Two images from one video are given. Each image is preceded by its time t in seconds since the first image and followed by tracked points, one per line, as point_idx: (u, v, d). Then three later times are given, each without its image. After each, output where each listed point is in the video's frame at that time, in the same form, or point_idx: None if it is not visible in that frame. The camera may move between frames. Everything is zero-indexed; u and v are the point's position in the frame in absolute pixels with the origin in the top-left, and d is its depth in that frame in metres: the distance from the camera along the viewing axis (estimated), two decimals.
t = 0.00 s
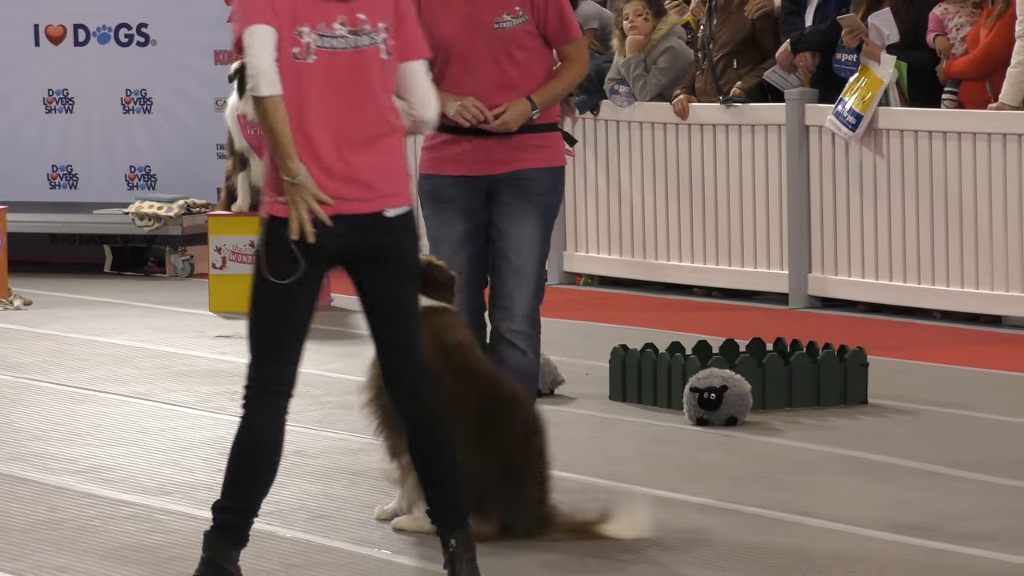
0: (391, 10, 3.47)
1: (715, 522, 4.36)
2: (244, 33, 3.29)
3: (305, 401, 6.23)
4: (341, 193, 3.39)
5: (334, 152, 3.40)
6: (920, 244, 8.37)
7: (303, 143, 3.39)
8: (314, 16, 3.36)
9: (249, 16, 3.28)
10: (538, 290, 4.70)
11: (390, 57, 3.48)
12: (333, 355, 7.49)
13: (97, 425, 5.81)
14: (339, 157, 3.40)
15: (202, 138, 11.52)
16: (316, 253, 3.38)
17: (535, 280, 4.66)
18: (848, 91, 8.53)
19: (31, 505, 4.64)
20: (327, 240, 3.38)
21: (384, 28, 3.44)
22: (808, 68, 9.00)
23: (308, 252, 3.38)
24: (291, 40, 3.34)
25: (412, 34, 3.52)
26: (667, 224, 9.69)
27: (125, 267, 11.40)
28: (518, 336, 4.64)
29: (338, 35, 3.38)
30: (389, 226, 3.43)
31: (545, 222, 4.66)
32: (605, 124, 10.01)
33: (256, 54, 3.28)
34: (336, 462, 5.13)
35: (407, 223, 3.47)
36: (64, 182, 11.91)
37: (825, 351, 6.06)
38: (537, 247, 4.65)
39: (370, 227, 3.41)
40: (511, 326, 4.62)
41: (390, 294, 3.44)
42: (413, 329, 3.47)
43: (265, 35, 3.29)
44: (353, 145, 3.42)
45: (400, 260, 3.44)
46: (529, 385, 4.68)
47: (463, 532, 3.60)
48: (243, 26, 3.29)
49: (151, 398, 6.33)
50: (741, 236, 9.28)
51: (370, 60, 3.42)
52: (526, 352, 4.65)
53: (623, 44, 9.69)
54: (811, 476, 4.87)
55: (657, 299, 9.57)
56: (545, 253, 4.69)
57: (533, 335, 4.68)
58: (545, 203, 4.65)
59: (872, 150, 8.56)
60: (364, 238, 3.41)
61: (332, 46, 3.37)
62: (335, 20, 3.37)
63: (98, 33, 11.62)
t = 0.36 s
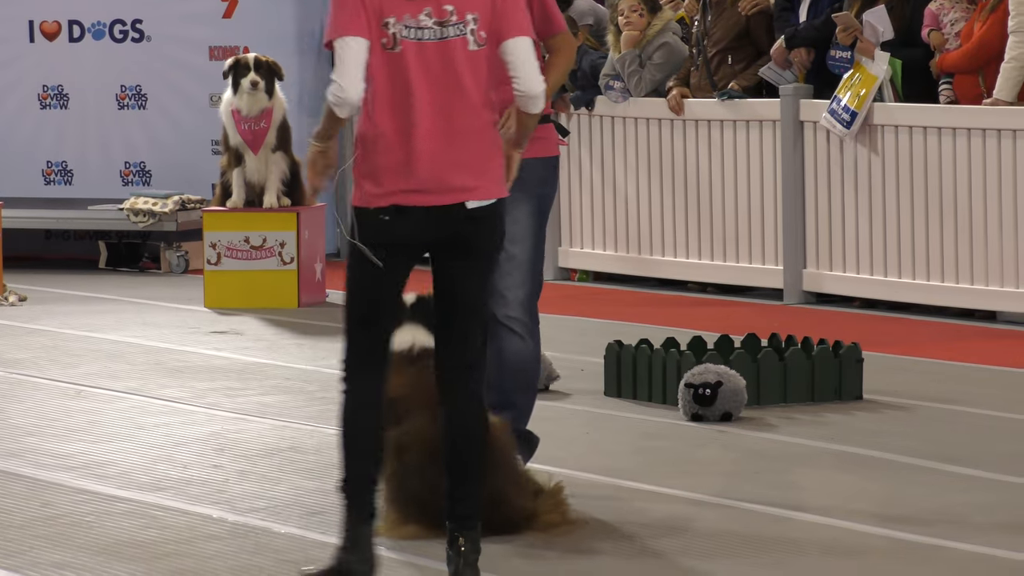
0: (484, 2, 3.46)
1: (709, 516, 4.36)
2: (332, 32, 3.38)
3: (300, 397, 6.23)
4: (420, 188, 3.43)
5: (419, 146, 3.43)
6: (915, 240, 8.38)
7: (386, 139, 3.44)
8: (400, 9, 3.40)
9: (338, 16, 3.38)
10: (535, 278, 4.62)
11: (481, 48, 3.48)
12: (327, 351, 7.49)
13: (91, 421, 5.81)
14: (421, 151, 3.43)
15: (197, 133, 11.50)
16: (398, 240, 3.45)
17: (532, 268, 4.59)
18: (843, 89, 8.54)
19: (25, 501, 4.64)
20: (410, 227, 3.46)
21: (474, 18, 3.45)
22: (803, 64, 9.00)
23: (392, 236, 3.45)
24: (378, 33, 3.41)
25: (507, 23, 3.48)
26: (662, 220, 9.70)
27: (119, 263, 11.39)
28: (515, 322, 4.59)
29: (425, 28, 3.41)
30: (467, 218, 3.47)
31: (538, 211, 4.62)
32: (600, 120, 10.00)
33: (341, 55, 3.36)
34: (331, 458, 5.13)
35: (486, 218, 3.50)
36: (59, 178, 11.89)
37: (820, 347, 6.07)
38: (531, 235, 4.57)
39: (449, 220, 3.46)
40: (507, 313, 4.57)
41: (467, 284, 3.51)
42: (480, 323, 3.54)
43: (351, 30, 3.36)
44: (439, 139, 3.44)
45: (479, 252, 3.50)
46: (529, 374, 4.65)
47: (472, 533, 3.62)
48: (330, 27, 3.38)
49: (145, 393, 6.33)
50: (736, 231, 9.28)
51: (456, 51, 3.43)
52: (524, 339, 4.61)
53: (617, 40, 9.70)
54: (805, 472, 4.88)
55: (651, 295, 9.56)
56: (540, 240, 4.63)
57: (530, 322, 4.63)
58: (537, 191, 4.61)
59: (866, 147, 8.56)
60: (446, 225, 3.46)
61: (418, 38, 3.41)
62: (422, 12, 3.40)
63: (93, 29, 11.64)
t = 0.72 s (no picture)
0: (502, 8, 3.62)
1: (709, 512, 4.36)
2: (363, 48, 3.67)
3: (298, 393, 6.23)
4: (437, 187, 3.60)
5: (440, 148, 3.63)
6: (912, 235, 8.39)
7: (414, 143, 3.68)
8: (422, 18, 3.62)
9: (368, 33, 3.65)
10: (552, 277, 4.60)
11: (503, 54, 3.64)
12: (325, 347, 7.48)
13: (89, 418, 5.81)
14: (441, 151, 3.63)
15: (194, 130, 11.50)
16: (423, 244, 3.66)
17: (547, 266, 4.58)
18: (840, 84, 8.56)
19: (23, 498, 4.64)
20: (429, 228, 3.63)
21: (494, 25, 3.62)
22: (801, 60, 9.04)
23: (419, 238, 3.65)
24: (403, 42, 3.65)
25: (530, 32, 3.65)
26: (660, 216, 9.71)
27: (117, 259, 11.37)
28: (535, 322, 4.60)
29: (448, 36, 3.62)
30: (471, 215, 3.57)
31: (551, 208, 4.60)
32: (597, 116, 10.01)
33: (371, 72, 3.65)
34: (328, 454, 5.13)
35: (493, 213, 3.56)
36: (56, 174, 11.90)
37: (818, 342, 6.08)
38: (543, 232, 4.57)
39: (454, 217, 3.59)
40: (527, 314, 4.57)
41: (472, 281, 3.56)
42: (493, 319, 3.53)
43: (379, 44, 3.63)
44: (459, 140, 3.62)
45: (488, 248, 3.56)
46: (555, 371, 4.62)
47: (466, 530, 3.56)
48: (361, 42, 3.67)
49: (143, 390, 6.33)
50: (734, 227, 9.29)
51: (475, 56, 3.62)
52: (543, 337, 4.60)
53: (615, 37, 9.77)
54: (804, 467, 4.88)
55: (649, 291, 9.57)
56: (554, 238, 4.61)
57: (551, 321, 4.63)
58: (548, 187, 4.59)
59: (864, 142, 8.57)
60: (454, 225, 3.59)
61: (439, 45, 3.62)
62: (443, 20, 3.61)
63: (89, 25, 11.58)
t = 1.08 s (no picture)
0: None
1: (708, 506, 4.36)
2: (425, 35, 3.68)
3: (298, 389, 6.23)
4: (496, 169, 3.63)
5: (500, 130, 3.65)
6: (912, 229, 8.39)
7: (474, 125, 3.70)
8: (481, 2, 3.63)
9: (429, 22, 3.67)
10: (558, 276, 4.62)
11: (562, 33, 3.65)
12: (325, 343, 7.48)
13: (89, 414, 5.81)
14: (500, 133, 3.65)
15: (194, 126, 11.51)
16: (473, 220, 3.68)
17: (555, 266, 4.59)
18: (839, 79, 8.55)
19: (24, 494, 4.64)
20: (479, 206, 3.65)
21: (550, 7, 3.63)
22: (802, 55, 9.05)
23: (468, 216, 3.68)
24: (463, 27, 3.65)
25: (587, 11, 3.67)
26: (659, 211, 9.70)
27: (116, 256, 11.37)
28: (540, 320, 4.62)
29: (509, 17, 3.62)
30: (527, 203, 3.61)
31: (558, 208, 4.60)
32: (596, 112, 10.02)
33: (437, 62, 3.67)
34: (329, 450, 5.13)
35: (548, 206, 3.61)
36: (56, 171, 11.86)
37: (817, 337, 6.08)
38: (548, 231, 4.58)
39: (511, 203, 3.62)
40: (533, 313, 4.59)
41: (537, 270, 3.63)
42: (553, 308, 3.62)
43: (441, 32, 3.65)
44: (519, 123, 3.64)
45: (544, 241, 3.61)
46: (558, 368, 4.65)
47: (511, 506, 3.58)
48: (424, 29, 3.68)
49: (144, 386, 6.33)
50: (733, 222, 9.29)
51: (537, 38, 3.62)
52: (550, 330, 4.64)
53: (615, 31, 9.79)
54: (804, 462, 4.88)
55: (649, 286, 9.57)
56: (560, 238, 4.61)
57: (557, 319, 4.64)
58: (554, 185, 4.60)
59: (863, 137, 8.56)
60: (507, 207, 3.62)
61: (497, 28, 3.63)
62: (501, 3, 3.62)
63: (89, 22, 11.58)
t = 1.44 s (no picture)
0: None
1: (704, 501, 4.37)
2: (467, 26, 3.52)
3: (293, 385, 6.23)
4: (557, 157, 3.52)
5: (557, 118, 3.54)
6: (906, 224, 8.39)
7: (525, 113, 3.55)
8: None
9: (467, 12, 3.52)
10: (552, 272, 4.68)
11: (617, 24, 3.58)
12: (320, 338, 7.48)
13: (84, 410, 5.80)
14: (559, 123, 3.53)
15: (188, 122, 11.49)
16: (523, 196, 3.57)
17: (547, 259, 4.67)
18: (833, 74, 8.53)
19: (18, 490, 4.63)
20: (553, 194, 3.55)
21: None
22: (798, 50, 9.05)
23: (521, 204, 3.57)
24: (517, 13, 3.51)
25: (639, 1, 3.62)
26: (653, 207, 9.71)
27: (110, 251, 11.36)
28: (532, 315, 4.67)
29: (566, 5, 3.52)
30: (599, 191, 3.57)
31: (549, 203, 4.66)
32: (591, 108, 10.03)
33: (476, 51, 3.53)
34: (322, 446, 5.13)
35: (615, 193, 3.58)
36: (50, 166, 11.84)
37: (811, 332, 6.09)
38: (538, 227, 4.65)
39: (581, 190, 3.56)
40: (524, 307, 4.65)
41: (598, 255, 3.65)
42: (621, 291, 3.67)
43: (483, 20, 3.50)
44: (579, 112, 3.54)
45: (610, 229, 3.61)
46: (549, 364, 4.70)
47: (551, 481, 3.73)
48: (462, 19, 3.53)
49: (138, 382, 6.33)
50: (728, 218, 9.30)
51: (594, 29, 3.55)
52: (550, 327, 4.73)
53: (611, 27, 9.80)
54: (799, 458, 4.89)
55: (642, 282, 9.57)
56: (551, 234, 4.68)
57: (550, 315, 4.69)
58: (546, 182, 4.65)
59: (857, 132, 8.56)
60: (573, 195, 3.56)
61: (555, 18, 3.52)
62: None
63: (83, 18, 11.56)
